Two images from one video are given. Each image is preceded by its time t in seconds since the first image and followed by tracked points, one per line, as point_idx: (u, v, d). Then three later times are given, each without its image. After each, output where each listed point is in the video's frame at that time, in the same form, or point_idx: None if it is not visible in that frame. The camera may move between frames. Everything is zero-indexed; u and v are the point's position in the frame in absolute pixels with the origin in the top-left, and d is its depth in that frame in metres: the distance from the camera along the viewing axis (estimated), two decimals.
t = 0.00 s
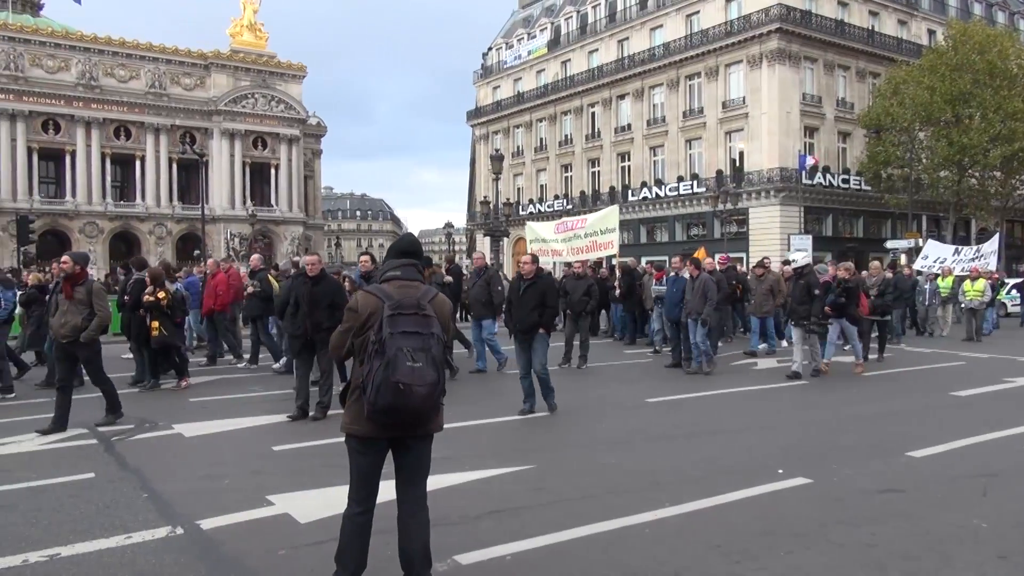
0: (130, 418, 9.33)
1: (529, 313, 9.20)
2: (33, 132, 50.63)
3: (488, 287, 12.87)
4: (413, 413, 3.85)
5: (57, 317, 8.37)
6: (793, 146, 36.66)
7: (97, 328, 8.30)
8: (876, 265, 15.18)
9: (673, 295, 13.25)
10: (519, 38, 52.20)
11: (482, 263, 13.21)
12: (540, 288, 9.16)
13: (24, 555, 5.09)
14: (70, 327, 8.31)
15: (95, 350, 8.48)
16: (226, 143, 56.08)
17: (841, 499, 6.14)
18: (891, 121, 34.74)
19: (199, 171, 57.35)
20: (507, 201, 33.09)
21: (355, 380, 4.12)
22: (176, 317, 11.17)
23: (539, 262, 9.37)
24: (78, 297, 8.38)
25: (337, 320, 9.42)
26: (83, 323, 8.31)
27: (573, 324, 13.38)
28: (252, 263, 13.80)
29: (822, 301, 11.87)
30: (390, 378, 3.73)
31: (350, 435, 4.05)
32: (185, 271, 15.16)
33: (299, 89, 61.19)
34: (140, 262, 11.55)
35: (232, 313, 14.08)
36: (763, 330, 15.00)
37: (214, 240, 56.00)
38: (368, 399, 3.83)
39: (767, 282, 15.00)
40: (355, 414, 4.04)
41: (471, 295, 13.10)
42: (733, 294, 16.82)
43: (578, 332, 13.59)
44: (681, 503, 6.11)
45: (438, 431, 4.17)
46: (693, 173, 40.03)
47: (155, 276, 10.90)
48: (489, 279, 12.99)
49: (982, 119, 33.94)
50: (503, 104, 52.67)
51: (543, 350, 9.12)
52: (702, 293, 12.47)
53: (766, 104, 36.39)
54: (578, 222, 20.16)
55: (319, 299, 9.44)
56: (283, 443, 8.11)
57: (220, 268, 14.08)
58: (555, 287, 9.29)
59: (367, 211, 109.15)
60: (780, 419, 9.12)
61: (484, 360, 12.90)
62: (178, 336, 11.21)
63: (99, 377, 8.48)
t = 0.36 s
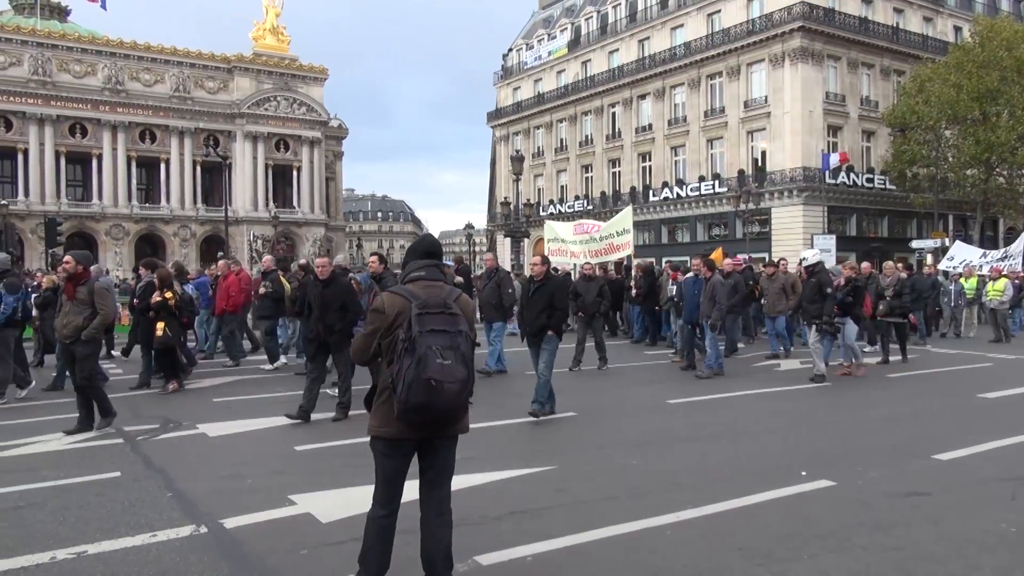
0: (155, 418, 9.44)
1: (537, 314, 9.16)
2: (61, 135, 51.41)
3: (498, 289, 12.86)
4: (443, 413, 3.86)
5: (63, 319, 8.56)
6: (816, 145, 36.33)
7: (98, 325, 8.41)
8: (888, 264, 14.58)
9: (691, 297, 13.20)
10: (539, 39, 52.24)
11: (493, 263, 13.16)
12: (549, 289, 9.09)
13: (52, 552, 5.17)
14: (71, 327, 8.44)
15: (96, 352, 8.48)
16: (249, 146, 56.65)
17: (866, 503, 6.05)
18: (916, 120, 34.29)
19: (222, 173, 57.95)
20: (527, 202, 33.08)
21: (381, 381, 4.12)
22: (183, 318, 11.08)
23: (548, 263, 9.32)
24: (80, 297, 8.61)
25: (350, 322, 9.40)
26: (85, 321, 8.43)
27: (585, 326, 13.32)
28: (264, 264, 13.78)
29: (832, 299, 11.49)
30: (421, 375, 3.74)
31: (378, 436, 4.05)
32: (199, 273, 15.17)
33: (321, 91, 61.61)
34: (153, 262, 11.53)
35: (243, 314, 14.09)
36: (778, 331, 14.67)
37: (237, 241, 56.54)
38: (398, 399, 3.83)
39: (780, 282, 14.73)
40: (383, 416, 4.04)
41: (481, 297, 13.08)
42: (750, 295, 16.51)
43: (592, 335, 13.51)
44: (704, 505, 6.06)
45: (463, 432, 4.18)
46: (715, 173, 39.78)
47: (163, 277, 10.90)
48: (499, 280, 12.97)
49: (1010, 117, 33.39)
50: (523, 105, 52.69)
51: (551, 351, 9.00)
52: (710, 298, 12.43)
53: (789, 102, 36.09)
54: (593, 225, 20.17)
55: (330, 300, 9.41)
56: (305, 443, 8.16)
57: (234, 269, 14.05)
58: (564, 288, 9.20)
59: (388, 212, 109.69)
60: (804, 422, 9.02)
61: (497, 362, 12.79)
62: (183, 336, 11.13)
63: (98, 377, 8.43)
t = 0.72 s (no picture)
0: (180, 417, 9.55)
1: (545, 316, 9.12)
2: (87, 138, 52.11)
3: (508, 289, 12.71)
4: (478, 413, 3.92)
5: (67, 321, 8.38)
6: (839, 143, 35.95)
7: (97, 329, 8.14)
8: (906, 264, 14.14)
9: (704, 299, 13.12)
10: (559, 38, 52.19)
11: (505, 263, 13.01)
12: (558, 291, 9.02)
13: (79, 548, 5.25)
14: (73, 330, 8.26)
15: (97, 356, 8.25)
16: (271, 147, 57.16)
17: (890, 505, 5.98)
18: (942, 117, 33.82)
19: (245, 174, 58.49)
20: (547, 201, 33.04)
21: (399, 385, 4.03)
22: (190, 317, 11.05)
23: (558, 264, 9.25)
24: (83, 300, 8.39)
25: (351, 321, 9.43)
26: (85, 325, 8.20)
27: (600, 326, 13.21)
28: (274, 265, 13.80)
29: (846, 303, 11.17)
30: (464, 378, 3.77)
31: (403, 442, 3.98)
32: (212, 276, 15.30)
33: (341, 92, 61.96)
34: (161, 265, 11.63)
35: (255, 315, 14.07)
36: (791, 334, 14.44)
37: (259, 242, 57.06)
38: (438, 402, 3.82)
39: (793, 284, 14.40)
40: (410, 420, 3.98)
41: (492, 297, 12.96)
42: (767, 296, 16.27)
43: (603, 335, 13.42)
44: (726, 505, 6.02)
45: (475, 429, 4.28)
46: (736, 172, 39.49)
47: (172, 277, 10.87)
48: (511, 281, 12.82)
49: None
50: (543, 105, 52.68)
51: (558, 353, 8.93)
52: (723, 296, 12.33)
53: (811, 100, 35.76)
54: (603, 227, 20.22)
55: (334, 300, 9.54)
56: (326, 442, 8.22)
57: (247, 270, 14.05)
58: (572, 290, 9.15)
59: (408, 212, 110.17)
60: (827, 422, 8.93)
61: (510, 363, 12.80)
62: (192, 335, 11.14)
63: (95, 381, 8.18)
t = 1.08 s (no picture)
0: (203, 414, 9.65)
1: (557, 314, 8.97)
2: (112, 138, 52.78)
3: (519, 288, 12.62)
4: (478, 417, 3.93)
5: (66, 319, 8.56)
6: (863, 139, 35.53)
7: (89, 329, 8.24)
8: (931, 261, 13.64)
9: (717, 298, 13.04)
10: (579, 36, 52.12)
11: (516, 262, 12.87)
12: (571, 291, 8.92)
13: (104, 543, 5.32)
14: (69, 329, 8.41)
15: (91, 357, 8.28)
16: (293, 147, 57.59)
17: (915, 506, 5.91)
18: (969, 113, 33.31)
19: (267, 174, 58.99)
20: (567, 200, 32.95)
21: (396, 394, 3.82)
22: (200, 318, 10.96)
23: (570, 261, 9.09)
24: (81, 299, 8.56)
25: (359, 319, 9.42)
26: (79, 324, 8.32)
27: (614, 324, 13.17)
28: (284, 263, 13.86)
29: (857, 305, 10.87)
30: (476, 385, 3.77)
31: (402, 452, 3.81)
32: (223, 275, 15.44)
33: (362, 92, 62.24)
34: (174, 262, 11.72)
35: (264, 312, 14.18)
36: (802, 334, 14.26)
37: (281, 241, 57.52)
38: (448, 410, 3.73)
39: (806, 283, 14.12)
40: (410, 430, 3.81)
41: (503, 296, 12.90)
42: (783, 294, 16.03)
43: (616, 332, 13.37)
44: (748, 505, 5.98)
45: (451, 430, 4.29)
46: (758, 170, 39.19)
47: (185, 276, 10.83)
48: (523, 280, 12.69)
49: None
50: (563, 103, 52.59)
51: (571, 353, 8.87)
52: (741, 294, 12.32)
53: (834, 97, 35.38)
54: (615, 226, 20.12)
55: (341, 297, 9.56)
56: (346, 440, 8.28)
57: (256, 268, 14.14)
58: (584, 288, 9.00)
59: (428, 211, 110.53)
60: (851, 422, 8.83)
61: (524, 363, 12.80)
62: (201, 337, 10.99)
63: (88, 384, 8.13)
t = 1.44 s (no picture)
0: (227, 411, 9.76)
1: (571, 314, 8.88)
2: (137, 138, 53.41)
3: (528, 288, 12.61)
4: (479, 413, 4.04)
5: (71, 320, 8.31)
6: (888, 135, 35.06)
7: (101, 330, 8.06)
8: (953, 258, 12.92)
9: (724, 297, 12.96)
10: (600, 34, 51.98)
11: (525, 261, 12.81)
12: (584, 290, 8.85)
13: (129, 538, 5.39)
14: (78, 330, 8.18)
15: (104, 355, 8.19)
16: (314, 146, 57.94)
17: (941, 507, 5.83)
18: (997, 108, 32.76)
19: (289, 173, 59.40)
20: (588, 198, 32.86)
21: (412, 396, 3.72)
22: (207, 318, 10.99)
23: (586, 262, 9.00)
24: (87, 300, 8.32)
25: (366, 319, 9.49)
26: (90, 326, 8.12)
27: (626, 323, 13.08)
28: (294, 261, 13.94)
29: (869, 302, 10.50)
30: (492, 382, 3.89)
31: (421, 456, 3.72)
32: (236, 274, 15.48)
33: (383, 91, 62.47)
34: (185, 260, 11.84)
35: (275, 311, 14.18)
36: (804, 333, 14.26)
37: (302, 240, 57.92)
38: (468, 410, 3.77)
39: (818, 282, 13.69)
40: (430, 433, 3.74)
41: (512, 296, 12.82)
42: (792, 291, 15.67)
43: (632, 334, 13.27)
44: (770, 506, 5.93)
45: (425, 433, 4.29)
46: (780, 167, 38.84)
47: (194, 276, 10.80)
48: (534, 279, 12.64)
49: None
50: (583, 101, 52.45)
51: (587, 354, 8.82)
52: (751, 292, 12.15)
53: (858, 93, 34.95)
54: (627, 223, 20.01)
55: (348, 297, 9.70)
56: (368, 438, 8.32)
57: (267, 266, 14.25)
58: (599, 288, 8.90)
59: (448, 209, 110.69)
60: (875, 422, 8.73)
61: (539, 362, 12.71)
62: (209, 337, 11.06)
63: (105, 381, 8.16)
